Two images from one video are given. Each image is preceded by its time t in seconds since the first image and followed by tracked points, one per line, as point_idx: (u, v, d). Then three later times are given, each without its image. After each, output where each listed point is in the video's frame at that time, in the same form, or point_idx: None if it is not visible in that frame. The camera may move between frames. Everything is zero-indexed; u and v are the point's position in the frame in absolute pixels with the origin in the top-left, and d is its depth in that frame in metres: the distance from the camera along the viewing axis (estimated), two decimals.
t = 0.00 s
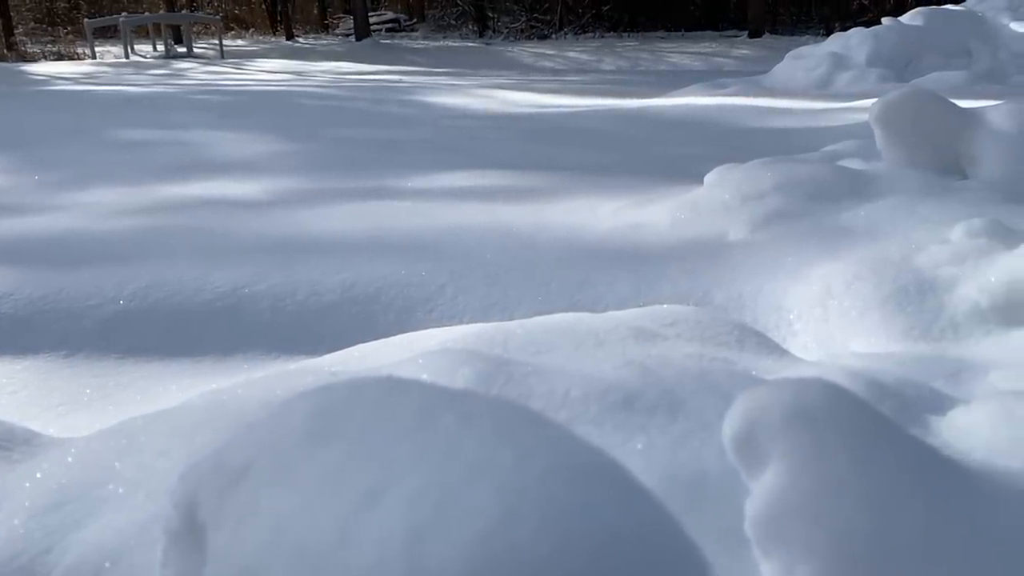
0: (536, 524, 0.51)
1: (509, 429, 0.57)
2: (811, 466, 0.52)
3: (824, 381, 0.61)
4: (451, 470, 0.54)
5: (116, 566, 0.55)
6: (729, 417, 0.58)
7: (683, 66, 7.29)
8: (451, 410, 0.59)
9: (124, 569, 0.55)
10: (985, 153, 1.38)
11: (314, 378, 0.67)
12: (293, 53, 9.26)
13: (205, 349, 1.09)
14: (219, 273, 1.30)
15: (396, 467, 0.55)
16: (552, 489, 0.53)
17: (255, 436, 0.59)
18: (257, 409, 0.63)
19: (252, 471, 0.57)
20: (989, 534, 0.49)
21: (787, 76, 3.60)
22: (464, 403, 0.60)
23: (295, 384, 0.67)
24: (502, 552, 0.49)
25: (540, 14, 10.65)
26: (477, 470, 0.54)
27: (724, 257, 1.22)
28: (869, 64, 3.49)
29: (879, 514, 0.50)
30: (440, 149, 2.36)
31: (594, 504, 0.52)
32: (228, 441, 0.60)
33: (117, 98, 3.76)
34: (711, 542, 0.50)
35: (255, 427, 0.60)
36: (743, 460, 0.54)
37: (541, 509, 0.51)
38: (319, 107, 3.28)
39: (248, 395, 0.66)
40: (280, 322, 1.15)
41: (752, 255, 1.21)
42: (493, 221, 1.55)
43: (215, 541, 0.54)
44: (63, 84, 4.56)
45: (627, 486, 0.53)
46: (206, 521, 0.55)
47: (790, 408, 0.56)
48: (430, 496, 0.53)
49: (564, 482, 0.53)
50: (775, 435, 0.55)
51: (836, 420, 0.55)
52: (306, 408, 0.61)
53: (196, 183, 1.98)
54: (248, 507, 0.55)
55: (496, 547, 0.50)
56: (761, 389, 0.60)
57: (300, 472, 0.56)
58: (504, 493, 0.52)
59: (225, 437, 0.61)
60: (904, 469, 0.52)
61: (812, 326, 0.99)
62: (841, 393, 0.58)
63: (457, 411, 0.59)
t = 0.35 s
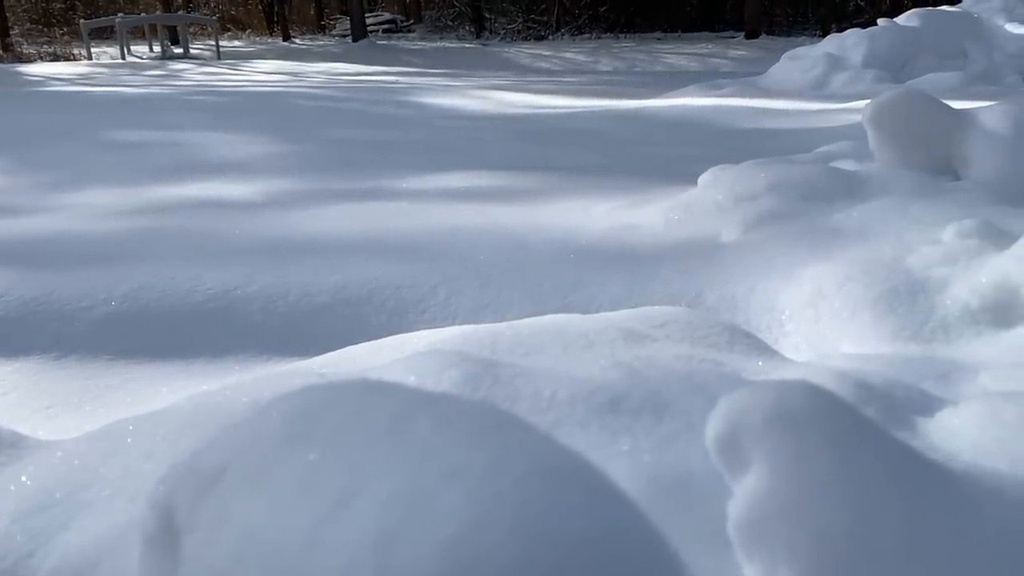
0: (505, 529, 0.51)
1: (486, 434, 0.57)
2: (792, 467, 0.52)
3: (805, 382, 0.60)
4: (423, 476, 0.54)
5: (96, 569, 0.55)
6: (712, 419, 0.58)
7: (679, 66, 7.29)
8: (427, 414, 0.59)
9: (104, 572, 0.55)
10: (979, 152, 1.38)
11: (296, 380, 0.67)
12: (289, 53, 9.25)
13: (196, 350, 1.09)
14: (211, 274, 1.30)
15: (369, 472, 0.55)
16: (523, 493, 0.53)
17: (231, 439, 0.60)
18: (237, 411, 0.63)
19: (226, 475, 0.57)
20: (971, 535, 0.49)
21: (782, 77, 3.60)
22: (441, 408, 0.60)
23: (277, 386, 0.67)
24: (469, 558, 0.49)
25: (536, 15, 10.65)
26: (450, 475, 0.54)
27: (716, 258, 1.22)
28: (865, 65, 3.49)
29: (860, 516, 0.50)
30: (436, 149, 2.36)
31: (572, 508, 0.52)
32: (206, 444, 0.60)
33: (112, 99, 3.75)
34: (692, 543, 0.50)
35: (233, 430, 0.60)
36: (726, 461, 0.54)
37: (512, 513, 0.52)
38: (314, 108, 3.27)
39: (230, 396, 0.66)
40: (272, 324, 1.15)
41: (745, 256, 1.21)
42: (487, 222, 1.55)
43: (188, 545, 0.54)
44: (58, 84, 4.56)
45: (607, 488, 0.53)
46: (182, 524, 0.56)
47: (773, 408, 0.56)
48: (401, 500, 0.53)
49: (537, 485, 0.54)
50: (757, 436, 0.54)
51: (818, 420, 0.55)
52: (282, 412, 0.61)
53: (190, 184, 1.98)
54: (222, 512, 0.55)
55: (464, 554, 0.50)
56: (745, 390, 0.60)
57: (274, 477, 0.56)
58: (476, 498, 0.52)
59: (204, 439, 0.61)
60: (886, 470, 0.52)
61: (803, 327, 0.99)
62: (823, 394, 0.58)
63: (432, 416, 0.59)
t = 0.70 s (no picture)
0: (479, 533, 0.50)
1: (463, 437, 0.57)
2: (775, 468, 0.52)
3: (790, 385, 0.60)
4: (397, 479, 0.54)
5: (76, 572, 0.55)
6: (696, 421, 0.58)
7: (676, 66, 7.30)
8: (404, 417, 0.59)
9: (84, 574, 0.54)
10: (973, 152, 1.38)
11: (278, 383, 0.67)
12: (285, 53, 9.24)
13: (187, 352, 1.08)
14: (202, 275, 1.30)
15: (340, 477, 0.55)
16: (498, 497, 0.53)
17: (208, 442, 0.60)
18: (217, 415, 0.63)
19: (200, 480, 0.57)
20: (954, 534, 0.49)
21: (778, 77, 3.61)
22: (418, 411, 0.60)
23: (259, 387, 0.66)
24: (441, 563, 0.49)
25: (533, 15, 10.65)
26: (422, 479, 0.54)
27: (708, 258, 1.22)
28: (860, 65, 3.50)
29: (844, 516, 0.50)
30: (431, 150, 2.36)
31: (550, 512, 0.52)
32: (184, 448, 0.60)
33: (107, 99, 3.74)
34: (677, 544, 0.50)
35: (210, 434, 0.60)
36: (710, 461, 0.54)
37: (485, 517, 0.51)
38: (308, 108, 3.27)
39: (212, 398, 0.66)
40: (265, 325, 1.15)
41: (738, 257, 1.21)
42: (481, 222, 1.55)
43: (164, 548, 0.54)
44: (53, 85, 4.55)
45: (589, 491, 0.53)
46: (158, 527, 0.56)
47: (754, 411, 0.56)
48: (374, 503, 0.52)
49: (513, 486, 0.54)
50: (739, 439, 0.55)
51: (801, 421, 0.55)
52: (259, 415, 0.61)
53: (186, 185, 1.97)
54: (197, 516, 0.55)
55: (437, 557, 0.49)
56: (731, 391, 0.60)
57: (248, 480, 0.56)
58: (449, 502, 0.52)
59: (184, 442, 0.61)
60: (870, 469, 0.52)
61: (795, 328, 0.99)
62: (805, 395, 0.58)
63: (408, 420, 0.59)
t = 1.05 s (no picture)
0: (450, 536, 0.50)
1: (439, 439, 0.57)
2: (759, 468, 0.52)
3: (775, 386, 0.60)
4: (368, 481, 0.54)
5: None
6: (680, 423, 0.58)
7: (671, 66, 7.30)
8: (378, 419, 0.59)
9: None
10: (965, 152, 1.38)
11: (259, 385, 0.67)
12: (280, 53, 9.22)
13: (178, 353, 1.08)
14: (194, 276, 1.29)
15: (311, 480, 0.54)
16: (468, 501, 0.52)
17: (185, 445, 0.60)
18: (195, 418, 0.63)
19: (175, 484, 0.57)
20: (935, 534, 0.49)
21: (772, 77, 3.61)
22: (393, 413, 0.60)
23: (239, 390, 0.66)
24: (407, 567, 0.49)
25: (528, 15, 10.64)
26: (392, 481, 0.53)
27: (699, 259, 1.22)
28: (855, 65, 3.50)
29: (826, 516, 0.50)
30: (425, 150, 2.36)
31: (526, 515, 0.52)
32: (161, 451, 0.60)
33: (100, 99, 3.73)
34: (660, 545, 0.50)
35: (187, 437, 0.60)
36: (693, 462, 0.54)
37: (456, 519, 0.51)
38: (303, 108, 3.26)
39: (193, 401, 0.66)
40: (256, 326, 1.14)
41: (729, 257, 1.21)
42: (474, 222, 1.55)
43: (137, 553, 0.54)
44: (47, 85, 4.53)
45: (571, 493, 0.53)
46: (134, 532, 0.56)
47: (737, 412, 0.56)
48: (344, 506, 0.52)
49: (483, 489, 0.53)
50: (722, 440, 0.55)
51: (785, 421, 0.55)
52: (235, 418, 0.61)
53: (180, 186, 1.97)
54: (171, 520, 0.55)
55: (406, 560, 0.49)
56: (717, 391, 0.60)
57: (221, 483, 0.56)
58: (420, 504, 0.52)
59: (161, 445, 0.61)
60: (852, 469, 0.52)
61: (787, 328, 0.99)
62: (788, 396, 0.58)
63: (383, 422, 0.59)
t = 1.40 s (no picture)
0: (415, 539, 0.50)
1: (409, 443, 0.57)
2: (739, 468, 0.53)
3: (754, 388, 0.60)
4: (335, 486, 0.54)
5: None
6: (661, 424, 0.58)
7: (665, 66, 7.31)
8: (348, 424, 0.59)
9: None
10: (954, 151, 1.37)
11: (236, 390, 0.67)
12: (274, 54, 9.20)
13: (165, 355, 1.07)
14: (182, 278, 1.28)
15: (278, 485, 0.55)
16: (438, 505, 0.52)
17: (158, 452, 0.60)
18: (168, 424, 0.63)
19: (144, 490, 0.57)
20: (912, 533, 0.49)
21: (765, 76, 3.61)
22: (364, 418, 0.60)
23: (215, 394, 0.66)
24: (371, 572, 0.48)
25: (522, 15, 10.63)
26: (360, 486, 0.53)
27: (688, 259, 1.22)
28: (847, 65, 3.51)
29: (805, 516, 0.50)
30: (417, 150, 2.35)
31: (495, 519, 0.52)
32: (134, 458, 0.60)
33: (91, 100, 3.72)
34: (639, 545, 0.50)
35: (158, 443, 0.61)
36: (673, 462, 0.54)
37: (421, 523, 0.51)
38: (295, 109, 3.26)
39: (171, 405, 0.66)
40: (244, 327, 1.14)
41: (719, 257, 1.21)
42: (465, 223, 1.55)
43: (105, 558, 0.54)
44: (39, 86, 4.51)
45: (550, 494, 0.53)
46: (102, 536, 0.56)
47: (716, 415, 0.56)
48: (312, 510, 0.52)
49: (453, 492, 0.53)
50: (702, 442, 0.55)
51: (766, 423, 0.55)
52: (206, 426, 0.61)
53: (172, 187, 1.96)
54: (139, 525, 0.55)
55: (368, 565, 0.49)
56: (699, 392, 0.60)
57: (191, 489, 0.56)
58: (386, 508, 0.52)
59: (133, 451, 0.61)
60: (830, 468, 0.52)
61: (775, 327, 0.99)
62: (767, 397, 0.58)
63: (353, 428, 0.59)
